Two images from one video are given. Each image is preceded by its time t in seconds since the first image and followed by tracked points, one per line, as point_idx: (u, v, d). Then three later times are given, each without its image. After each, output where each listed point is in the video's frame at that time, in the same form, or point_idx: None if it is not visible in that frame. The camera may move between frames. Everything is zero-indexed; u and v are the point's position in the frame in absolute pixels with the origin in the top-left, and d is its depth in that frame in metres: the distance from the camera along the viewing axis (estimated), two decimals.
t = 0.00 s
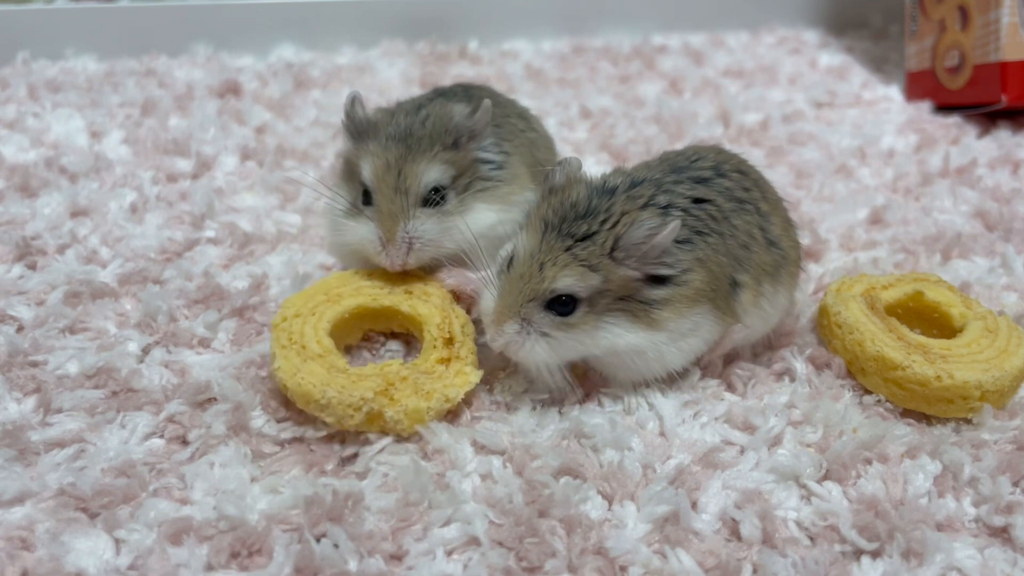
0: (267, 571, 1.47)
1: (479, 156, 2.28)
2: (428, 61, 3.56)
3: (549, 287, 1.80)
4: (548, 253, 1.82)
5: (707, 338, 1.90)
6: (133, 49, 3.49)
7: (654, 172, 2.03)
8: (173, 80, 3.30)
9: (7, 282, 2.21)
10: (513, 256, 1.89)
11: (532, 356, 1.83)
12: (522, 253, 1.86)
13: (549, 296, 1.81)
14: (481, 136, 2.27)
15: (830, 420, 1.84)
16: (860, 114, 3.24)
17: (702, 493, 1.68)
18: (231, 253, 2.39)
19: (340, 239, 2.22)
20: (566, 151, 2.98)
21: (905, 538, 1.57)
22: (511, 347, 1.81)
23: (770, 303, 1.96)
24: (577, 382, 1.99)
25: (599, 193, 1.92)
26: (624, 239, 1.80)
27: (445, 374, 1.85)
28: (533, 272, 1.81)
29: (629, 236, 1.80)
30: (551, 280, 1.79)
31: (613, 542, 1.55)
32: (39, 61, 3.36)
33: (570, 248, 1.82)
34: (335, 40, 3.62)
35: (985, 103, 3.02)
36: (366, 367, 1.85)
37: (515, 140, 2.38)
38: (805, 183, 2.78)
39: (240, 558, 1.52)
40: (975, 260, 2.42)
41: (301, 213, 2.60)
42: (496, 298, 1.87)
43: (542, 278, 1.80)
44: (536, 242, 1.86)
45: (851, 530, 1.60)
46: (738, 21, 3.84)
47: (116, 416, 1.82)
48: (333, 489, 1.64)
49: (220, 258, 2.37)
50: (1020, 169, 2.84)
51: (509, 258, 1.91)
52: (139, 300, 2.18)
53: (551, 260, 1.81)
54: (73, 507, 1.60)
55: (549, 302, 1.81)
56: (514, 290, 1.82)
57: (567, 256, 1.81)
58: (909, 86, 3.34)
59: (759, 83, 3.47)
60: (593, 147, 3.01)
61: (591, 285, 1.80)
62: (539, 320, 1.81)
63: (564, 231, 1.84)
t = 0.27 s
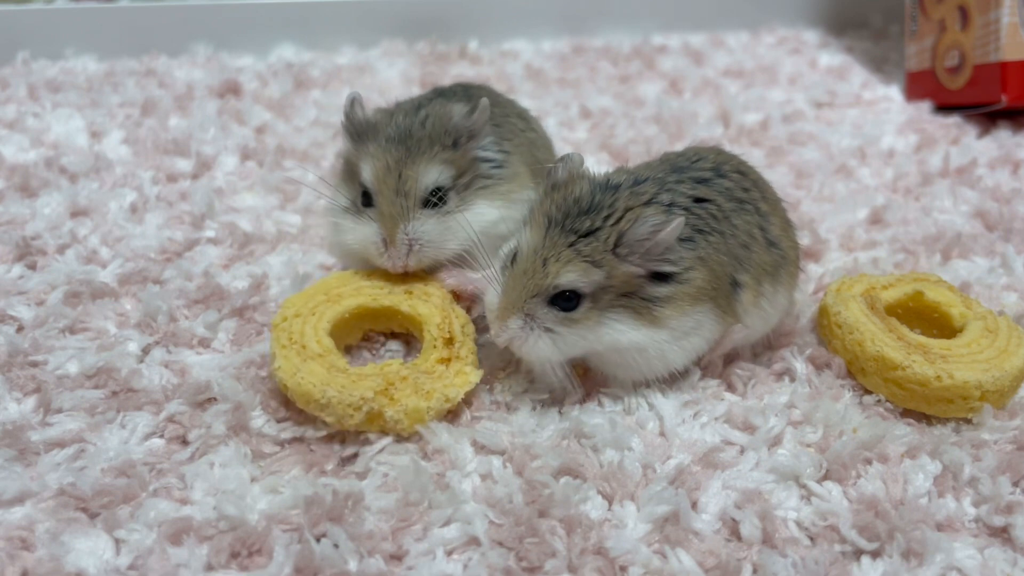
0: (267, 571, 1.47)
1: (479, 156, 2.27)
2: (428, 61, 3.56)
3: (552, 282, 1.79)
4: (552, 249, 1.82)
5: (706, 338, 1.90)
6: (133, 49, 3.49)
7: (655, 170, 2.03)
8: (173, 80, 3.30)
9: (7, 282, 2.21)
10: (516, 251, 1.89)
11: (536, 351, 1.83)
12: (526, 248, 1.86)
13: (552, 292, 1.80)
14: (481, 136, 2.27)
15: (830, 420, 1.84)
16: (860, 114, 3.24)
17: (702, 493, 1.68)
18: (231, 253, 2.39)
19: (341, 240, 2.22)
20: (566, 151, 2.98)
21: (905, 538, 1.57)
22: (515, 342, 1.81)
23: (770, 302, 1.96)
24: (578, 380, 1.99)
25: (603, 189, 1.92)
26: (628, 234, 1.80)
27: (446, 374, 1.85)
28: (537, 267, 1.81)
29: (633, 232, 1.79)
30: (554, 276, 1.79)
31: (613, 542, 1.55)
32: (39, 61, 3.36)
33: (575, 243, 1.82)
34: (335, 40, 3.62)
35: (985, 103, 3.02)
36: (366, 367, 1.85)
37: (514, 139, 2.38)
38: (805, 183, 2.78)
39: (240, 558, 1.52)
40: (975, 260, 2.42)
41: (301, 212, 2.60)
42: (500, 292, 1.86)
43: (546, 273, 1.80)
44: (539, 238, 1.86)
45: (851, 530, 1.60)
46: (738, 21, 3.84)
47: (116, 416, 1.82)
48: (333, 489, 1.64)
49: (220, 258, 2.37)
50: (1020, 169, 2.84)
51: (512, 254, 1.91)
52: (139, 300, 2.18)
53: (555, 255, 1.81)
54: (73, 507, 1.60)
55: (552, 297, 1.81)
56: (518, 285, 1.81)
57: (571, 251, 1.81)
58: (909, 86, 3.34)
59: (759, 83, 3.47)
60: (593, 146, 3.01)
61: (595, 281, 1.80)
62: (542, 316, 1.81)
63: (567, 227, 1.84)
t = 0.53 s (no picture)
0: (267, 571, 1.47)
1: (481, 166, 2.27)
2: (428, 61, 3.56)
3: (552, 283, 1.79)
4: (551, 249, 1.82)
5: (706, 337, 1.90)
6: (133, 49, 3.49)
7: (654, 170, 2.03)
8: (173, 80, 3.30)
9: (7, 282, 2.21)
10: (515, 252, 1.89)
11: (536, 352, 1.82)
12: (525, 248, 1.87)
13: (552, 292, 1.81)
14: (483, 147, 2.27)
15: (830, 420, 1.84)
16: (860, 114, 3.24)
17: (702, 493, 1.68)
18: (231, 253, 2.39)
19: (343, 249, 2.20)
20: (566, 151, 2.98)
21: (905, 538, 1.57)
22: (515, 342, 1.82)
23: (771, 303, 1.96)
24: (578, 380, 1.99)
25: (601, 189, 1.92)
26: (627, 235, 1.80)
27: (445, 372, 1.85)
28: (536, 268, 1.81)
29: (631, 233, 1.79)
30: (554, 276, 1.79)
31: (613, 542, 1.55)
32: (39, 61, 3.36)
33: (574, 244, 1.82)
34: (335, 40, 3.62)
35: (986, 103, 3.02)
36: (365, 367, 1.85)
37: (515, 143, 2.38)
38: (805, 183, 2.78)
39: (240, 558, 1.52)
40: (975, 260, 2.42)
41: (301, 212, 2.60)
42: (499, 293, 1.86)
43: (545, 274, 1.80)
44: (538, 239, 1.86)
45: (851, 530, 1.60)
46: (738, 21, 3.84)
47: (116, 416, 1.82)
48: (333, 489, 1.64)
49: (220, 258, 2.37)
50: (1020, 169, 2.84)
51: (511, 255, 1.91)
52: (139, 300, 2.18)
53: (554, 256, 1.81)
54: (73, 507, 1.60)
55: (552, 298, 1.82)
56: (517, 286, 1.82)
57: (571, 251, 1.81)
58: (909, 86, 3.34)
59: (759, 83, 3.47)
60: (593, 147, 3.01)
61: (594, 281, 1.80)
62: (541, 316, 1.81)
63: (566, 227, 1.84)
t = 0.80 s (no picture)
0: (267, 571, 1.47)
1: (483, 164, 2.28)
2: (428, 61, 3.56)
3: (549, 291, 1.79)
4: (548, 257, 1.82)
5: (705, 338, 1.90)
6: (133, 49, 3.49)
7: (654, 172, 2.03)
8: (173, 80, 3.30)
9: (7, 282, 2.21)
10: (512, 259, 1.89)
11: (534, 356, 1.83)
12: (523, 254, 1.86)
13: (549, 300, 1.81)
14: (484, 145, 2.28)
15: (830, 420, 1.84)
16: (860, 114, 3.24)
17: (702, 493, 1.68)
18: (231, 253, 2.39)
19: (342, 245, 2.20)
20: (566, 151, 2.98)
21: (905, 538, 1.57)
22: (510, 348, 1.82)
23: (771, 304, 1.96)
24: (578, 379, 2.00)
25: (600, 195, 1.92)
26: (625, 243, 1.79)
27: (444, 376, 1.84)
28: (532, 276, 1.81)
29: (628, 240, 1.79)
30: (552, 285, 1.79)
31: (613, 542, 1.55)
32: (39, 61, 3.36)
33: (571, 252, 1.82)
34: (335, 40, 3.62)
35: (986, 103, 3.02)
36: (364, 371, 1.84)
37: (516, 144, 2.39)
38: (805, 183, 2.78)
39: (240, 558, 1.52)
40: (975, 260, 2.42)
41: (301, 212, 2.60)
42: (495, 300, 1.86)
43: (542, 281, 1.80)
44: (535, 246, 1.86)
45: (850, 530, 1.60)
46: (738, 21, 3.84)
47: (116, 416, 1.82)
48: (333, 489, 1.64)
49: (220, 258, 2.37)
50: (1020, 169, 2.84)
51: (508, 261, 1.91)
52: (139, 300, 2.18)
53: (552, 264, 1.81)
54: (73, 507, 1.60)
55: (549, 305, 1.82)
56: (514, 293, 1.82)
57: (568, 259, 1.81)
58: (909, 86, 3.34)
59: (759, 83, 3.47)
60: (593, 147, 3.01)
61: (592, 289, 1.80)
62: (538, 323, 1.81)
63: (564, 235, 1.84)
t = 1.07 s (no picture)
0: (267, 571, 1.47)
1: (479, 163, 2.27)
2: (428, 61, 3.56)
3: (547, 328, 1.80)
4: (543, 294, 1.81)
5: (699, 343, 1.93)
6: (133, 50, 3.49)
7: (635, 184, 2.01)
8: (173, 80, 3.30)
9: (7, 282, 2.21)
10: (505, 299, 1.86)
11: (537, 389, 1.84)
12: (515, 297, 1.84)
13: (547, 336, 1.81)
14: (481, 142, 2.27)
15: (830, 420, 1.84)
16: (860, 114, 3.24)
17: (702, 493, 1.68)
18: (231, 253, 2.39)
19: (339, 243, 2.21)
20: (565, 151, 2.98)
21: (905, 538, 1.57)
22: (507, 386, 1.83)
23: (765, 305, 1.97)
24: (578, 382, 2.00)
25: (586, 221, 1.91)
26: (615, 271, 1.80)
27: (444, 375, 1.85)
28: (529, 317, 1.80)
29: (615, 271, 1.80)
30: (549, 322, 1.79)
31: (613, 542, 1.55)
32: (39, 61, 3.36)
33: (566, 287, 1.81)
34: (335, 40, 3.62)
35: (985, 103, 3.02)
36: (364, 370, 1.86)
37: (513, 142, 2.38)
38: (805, 183, 2.78)
39: (240, 558, 1.52)
40: (975, 260, 2.42)
41: (301, 212, 2.60)
42: (492, 341, 1.85)
43: (539, 321, 1.79)
44: (527, 284, 1.83)
45: (850, 530, 1.60)
46: (738, 21, 3.84)
47: (116, 416, 1.82)
48: (332, 489, 1.64)
49: (220, 258, 2.37)
50: (1020, 168, 2.84)
51: (501, 299, 1.89)
52: (139, 300, 2.18)
53: (546, 302, 1.80)
54: (72, 507, 1.60)
55: (546, 341, 1.82)
56: (511, 337, 1.81)
57: (563, 296, 1.80)
58: (909, 86, 3.35)
59: (759, 83, 3.47)
60: (592, 147, 3.01)
61: (586, 321, 1.81)
62: (536, 358, 1.82)
63: (557, 272, 1.82)
